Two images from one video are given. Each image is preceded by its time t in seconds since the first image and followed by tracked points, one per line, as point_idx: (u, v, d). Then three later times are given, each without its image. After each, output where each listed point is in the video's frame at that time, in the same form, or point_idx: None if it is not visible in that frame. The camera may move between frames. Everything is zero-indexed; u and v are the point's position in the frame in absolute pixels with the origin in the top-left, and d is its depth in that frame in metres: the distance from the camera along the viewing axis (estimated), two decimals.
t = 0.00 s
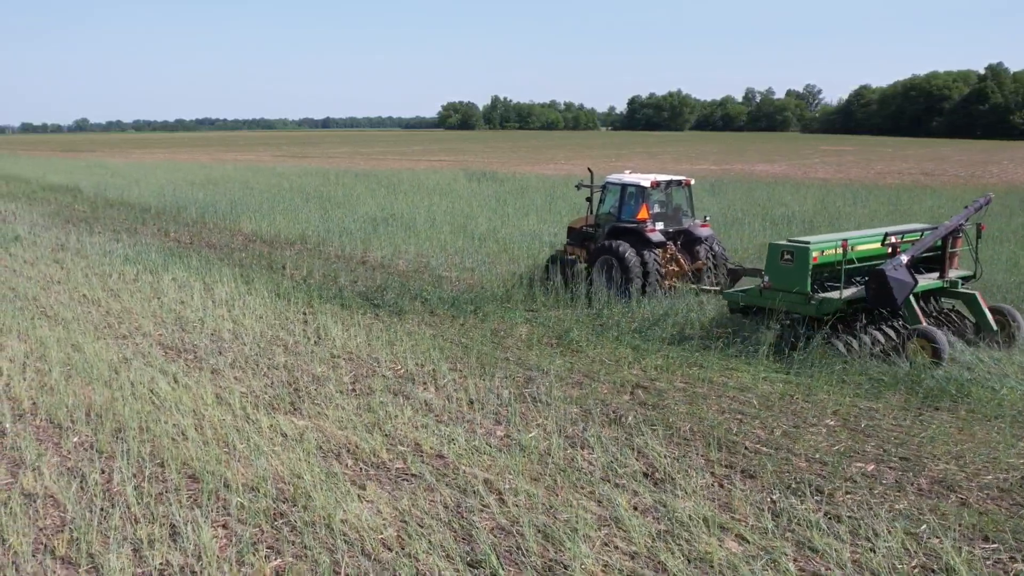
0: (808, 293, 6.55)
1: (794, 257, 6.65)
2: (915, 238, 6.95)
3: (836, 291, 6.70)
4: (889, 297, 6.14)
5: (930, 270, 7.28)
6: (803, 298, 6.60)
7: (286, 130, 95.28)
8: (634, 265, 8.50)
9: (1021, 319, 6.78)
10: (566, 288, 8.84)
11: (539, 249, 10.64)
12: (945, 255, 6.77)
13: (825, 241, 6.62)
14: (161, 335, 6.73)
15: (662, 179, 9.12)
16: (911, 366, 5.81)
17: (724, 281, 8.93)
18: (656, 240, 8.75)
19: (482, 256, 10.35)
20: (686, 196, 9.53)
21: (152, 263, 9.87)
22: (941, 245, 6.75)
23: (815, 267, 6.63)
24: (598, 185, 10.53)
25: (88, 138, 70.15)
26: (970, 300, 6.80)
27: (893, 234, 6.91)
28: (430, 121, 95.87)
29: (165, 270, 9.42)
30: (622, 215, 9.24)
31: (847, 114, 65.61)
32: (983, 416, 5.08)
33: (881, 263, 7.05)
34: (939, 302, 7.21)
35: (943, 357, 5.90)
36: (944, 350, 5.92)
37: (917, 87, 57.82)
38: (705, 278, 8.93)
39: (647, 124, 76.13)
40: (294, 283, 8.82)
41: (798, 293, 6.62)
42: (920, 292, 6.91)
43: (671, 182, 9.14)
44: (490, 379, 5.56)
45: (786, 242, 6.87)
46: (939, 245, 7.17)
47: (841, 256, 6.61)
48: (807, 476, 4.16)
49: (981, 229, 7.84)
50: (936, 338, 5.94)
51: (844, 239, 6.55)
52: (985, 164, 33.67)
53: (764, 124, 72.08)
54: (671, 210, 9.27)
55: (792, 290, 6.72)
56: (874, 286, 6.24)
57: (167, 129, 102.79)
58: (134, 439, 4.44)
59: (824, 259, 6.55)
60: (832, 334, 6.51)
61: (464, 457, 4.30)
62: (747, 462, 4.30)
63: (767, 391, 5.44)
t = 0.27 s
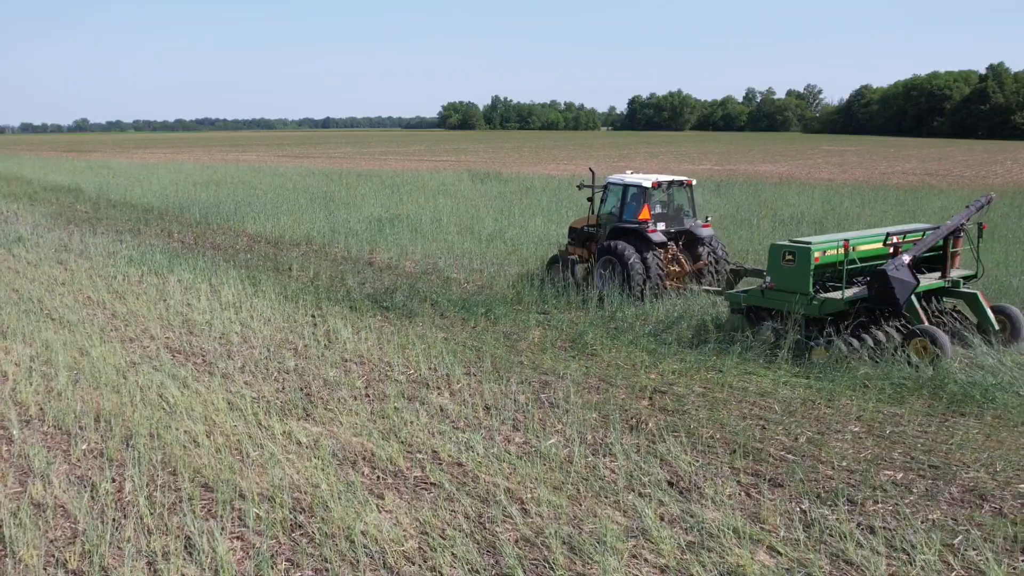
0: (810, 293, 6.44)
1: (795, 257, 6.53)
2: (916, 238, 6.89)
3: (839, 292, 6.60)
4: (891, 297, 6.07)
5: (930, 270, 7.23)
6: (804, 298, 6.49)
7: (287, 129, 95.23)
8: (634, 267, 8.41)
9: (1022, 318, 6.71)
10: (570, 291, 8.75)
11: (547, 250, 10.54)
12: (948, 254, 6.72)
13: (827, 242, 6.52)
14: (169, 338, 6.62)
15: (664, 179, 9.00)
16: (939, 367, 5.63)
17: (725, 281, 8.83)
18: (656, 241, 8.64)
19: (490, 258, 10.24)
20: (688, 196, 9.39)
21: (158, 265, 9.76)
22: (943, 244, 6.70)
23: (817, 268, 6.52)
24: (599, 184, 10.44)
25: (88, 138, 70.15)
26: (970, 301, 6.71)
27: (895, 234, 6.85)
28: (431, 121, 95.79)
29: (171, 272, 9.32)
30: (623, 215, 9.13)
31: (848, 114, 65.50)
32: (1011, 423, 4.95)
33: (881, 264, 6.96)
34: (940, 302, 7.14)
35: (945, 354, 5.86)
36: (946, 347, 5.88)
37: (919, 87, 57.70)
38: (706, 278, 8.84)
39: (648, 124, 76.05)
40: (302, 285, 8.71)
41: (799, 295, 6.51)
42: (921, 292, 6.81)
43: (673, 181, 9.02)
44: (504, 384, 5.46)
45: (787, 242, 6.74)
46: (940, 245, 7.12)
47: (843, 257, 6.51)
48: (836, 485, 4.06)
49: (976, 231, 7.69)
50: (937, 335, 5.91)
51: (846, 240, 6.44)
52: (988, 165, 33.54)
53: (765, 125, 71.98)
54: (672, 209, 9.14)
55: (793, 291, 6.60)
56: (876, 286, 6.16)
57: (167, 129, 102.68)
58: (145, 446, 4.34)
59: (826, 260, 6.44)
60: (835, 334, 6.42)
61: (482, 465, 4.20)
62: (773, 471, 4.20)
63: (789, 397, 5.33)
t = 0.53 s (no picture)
0: (811, 293, 6.38)
1: (797, 257, 6.47)
2: (919, 239, 6.83)
3: (842, 291, 6.55)
4: (893, 297, 5.97)
5: (931, 271, 7.17)
6: (806, 299, 6.44)
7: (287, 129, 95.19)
8: (634, 267, 8.35)
9: None
10: (578, 292, 8.66)
11: (555, 251, 10.44)
12: (950, 255, 6.66)
13: (829, 242, 6.44)
14: (176, 341, 6.51)
15: (666, 179, 8.93)
16: (962, 371, 5.52)
17: (727, 281, 8.77)
18: (656, 241, 8.58)
19: (498, 259, 10.14)
20: (688, 195, 9.31)
21: (162, 266, 9.65)
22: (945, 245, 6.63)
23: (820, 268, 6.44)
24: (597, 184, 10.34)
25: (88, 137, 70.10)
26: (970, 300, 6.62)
27: (897, 234, 6.79)
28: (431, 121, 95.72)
29: (176, 273, 9.22)
30: (625, 215, 9.07)
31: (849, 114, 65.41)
32: None
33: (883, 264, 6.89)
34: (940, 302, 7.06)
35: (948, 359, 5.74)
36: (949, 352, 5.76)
37: (919, 87, 57.62)
38: (708, 278, 8.77)
39: (648, 124, 75.98)
40: (309, 286, 8.61)
41: (801, 295, 6.45)
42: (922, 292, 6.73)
43: (675, 181, 8.96)
44: (519, 389, 5.36)
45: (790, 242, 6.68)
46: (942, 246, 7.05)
47: (845, 257, 6.44)
48: (866, 494, 3.96)
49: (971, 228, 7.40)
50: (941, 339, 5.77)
51: (849, 240, 6.38)
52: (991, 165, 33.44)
53: (766, 124, 71.86)
54: (673, 209, 9.08)
55: (795, 290, 6.54)
56: (879, 286, 6.06)
57: (167, 129, 102.58)
58: (155, 454, 4.24)
59: (828, 260, 6.38)
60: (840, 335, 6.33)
61: (502, 472, 4.10)
62: (799, 479, 4.10)
63: (811, 401, 5.24)
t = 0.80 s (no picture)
0: (815, 294, 6.37)
1: (800, 258, 6.47)
2: (923, 239, 6.80)
3: (845, 292, 6.56)
4: (896, 298, 5.98)
5: (933, 270, 7.14)
6: (809, 300, 6.43)
7: (287, 129, 95.10)
8: (636, 266, 8.39)
9: None
10: (586, 295, 8.62)
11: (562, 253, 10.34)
12: (953, 255, 6.62)
13: (832, 243, 6.45)
14: (184, 345, 6.40)
15: (666, 179, 8.96)
16: (987, 376, 5.41)
17: (728, 281, 8.78)
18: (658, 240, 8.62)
19: (506, 261, 10.04)
20: (690, 196, 9.35)
21: (168, 268, 9.54)
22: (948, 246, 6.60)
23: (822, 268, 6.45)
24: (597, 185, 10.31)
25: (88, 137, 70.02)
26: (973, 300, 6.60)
27: (900, 235, 6.78)
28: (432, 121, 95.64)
29: (181, 275, 9.11)
30: (627, 215, 9.10)
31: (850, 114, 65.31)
32: None
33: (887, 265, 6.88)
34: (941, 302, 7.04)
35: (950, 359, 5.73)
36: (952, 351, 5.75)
37: (920, 87, 57.52)
38: (709, 278, 8.79)
39: (648, 124, 75.90)
40: (317, 288, 8.50)
41: (804, 296, 6.44)
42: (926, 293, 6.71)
43: (675, 181, 8.99)
44: (535, 394, 5.26)
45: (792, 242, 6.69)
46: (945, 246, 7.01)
47: (848, 257, 6.44)
48: (898, 505, 3.85)
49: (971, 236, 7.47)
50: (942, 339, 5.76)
51: (852, 240, 6.39)
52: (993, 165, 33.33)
53: (767, 124, 71.74)
54: (675, 209, 9.12)
55: (797, 291, 6.54)
56: (881, 287, 6.09)
57: (167, 129, 102.52)
58: (167, 462, 4.13)
59: (831, 260, 6.38)
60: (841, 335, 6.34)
61: (523, 482, 3.99)
62: (828, 489, 3.99)
63: (833, 408, 5.12)
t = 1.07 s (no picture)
0: (817, 295, 6.48)
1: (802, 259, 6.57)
2: (925, 239, 6.86)
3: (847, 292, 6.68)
4: (899, 298, 6.11)
5: (935, 270, 7.19)
6: (811, 301, 6.53)
7: (286, 130, 95.00)
8: (639, 269, 8.36)
9: None
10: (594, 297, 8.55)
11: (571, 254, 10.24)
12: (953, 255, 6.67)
13: (834, 244, 6.55)
14: (192, 348, 6.29)
15: (668, 179, 8.95)
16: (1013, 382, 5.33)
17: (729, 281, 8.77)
18: (661, 242, 8.59)
19: (514, 263, 9.93)
20: (692, 195, 9.32)
21: (171, 270, 9.42)
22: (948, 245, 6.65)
23: (825, 269, 6.55)
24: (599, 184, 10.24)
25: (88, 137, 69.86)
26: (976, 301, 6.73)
27: (902, 235, 6.88)
28: (432, 121, 95.51)
29: (186, 277, 9.00)
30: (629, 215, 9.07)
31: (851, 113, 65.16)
32: None
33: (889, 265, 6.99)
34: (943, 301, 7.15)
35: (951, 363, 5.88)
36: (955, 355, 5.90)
37: (922, 87, 57.38)
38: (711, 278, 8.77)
39: (649, 125, 75.76)
40: (324, 290, 8.39)
41: (807, 296, 6.55)
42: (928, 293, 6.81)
43: (677, 182, 8.97)
44: (551, 399, 5.17)
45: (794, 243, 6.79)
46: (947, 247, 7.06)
47: (850, 258, 6.54)
48: (931, 515, 3.75)
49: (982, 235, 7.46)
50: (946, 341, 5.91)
51: (854, 241, 6.49)
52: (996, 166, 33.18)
53: (768, 125, 71.62)
54: (676, 209, 9.09)
55: (799, 292, 6.64)
56: (884, 288, 6.20)
57: (167, 129, 102.44)
58: (178, 471, 4.03)
59: (833, 261, 6.48)
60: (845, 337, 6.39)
61: (545, 491, 3.89)
62: (858, 499, 3.89)
63: (857, 414, 5.03)
